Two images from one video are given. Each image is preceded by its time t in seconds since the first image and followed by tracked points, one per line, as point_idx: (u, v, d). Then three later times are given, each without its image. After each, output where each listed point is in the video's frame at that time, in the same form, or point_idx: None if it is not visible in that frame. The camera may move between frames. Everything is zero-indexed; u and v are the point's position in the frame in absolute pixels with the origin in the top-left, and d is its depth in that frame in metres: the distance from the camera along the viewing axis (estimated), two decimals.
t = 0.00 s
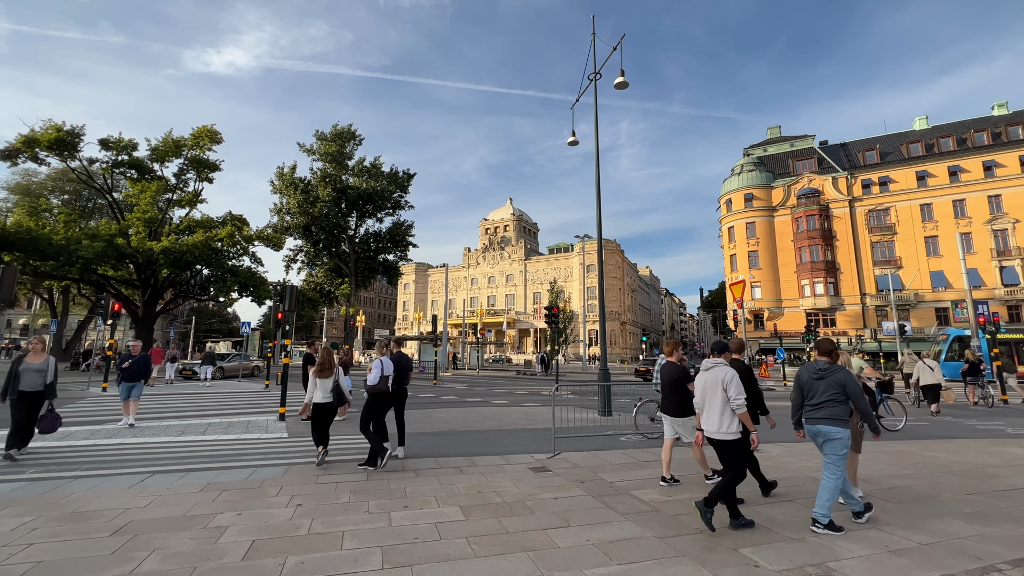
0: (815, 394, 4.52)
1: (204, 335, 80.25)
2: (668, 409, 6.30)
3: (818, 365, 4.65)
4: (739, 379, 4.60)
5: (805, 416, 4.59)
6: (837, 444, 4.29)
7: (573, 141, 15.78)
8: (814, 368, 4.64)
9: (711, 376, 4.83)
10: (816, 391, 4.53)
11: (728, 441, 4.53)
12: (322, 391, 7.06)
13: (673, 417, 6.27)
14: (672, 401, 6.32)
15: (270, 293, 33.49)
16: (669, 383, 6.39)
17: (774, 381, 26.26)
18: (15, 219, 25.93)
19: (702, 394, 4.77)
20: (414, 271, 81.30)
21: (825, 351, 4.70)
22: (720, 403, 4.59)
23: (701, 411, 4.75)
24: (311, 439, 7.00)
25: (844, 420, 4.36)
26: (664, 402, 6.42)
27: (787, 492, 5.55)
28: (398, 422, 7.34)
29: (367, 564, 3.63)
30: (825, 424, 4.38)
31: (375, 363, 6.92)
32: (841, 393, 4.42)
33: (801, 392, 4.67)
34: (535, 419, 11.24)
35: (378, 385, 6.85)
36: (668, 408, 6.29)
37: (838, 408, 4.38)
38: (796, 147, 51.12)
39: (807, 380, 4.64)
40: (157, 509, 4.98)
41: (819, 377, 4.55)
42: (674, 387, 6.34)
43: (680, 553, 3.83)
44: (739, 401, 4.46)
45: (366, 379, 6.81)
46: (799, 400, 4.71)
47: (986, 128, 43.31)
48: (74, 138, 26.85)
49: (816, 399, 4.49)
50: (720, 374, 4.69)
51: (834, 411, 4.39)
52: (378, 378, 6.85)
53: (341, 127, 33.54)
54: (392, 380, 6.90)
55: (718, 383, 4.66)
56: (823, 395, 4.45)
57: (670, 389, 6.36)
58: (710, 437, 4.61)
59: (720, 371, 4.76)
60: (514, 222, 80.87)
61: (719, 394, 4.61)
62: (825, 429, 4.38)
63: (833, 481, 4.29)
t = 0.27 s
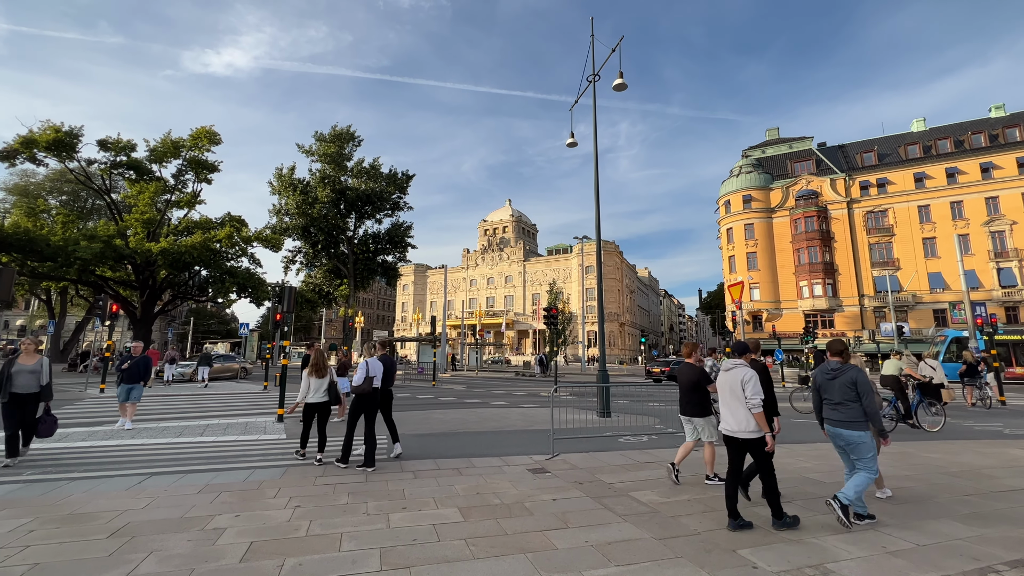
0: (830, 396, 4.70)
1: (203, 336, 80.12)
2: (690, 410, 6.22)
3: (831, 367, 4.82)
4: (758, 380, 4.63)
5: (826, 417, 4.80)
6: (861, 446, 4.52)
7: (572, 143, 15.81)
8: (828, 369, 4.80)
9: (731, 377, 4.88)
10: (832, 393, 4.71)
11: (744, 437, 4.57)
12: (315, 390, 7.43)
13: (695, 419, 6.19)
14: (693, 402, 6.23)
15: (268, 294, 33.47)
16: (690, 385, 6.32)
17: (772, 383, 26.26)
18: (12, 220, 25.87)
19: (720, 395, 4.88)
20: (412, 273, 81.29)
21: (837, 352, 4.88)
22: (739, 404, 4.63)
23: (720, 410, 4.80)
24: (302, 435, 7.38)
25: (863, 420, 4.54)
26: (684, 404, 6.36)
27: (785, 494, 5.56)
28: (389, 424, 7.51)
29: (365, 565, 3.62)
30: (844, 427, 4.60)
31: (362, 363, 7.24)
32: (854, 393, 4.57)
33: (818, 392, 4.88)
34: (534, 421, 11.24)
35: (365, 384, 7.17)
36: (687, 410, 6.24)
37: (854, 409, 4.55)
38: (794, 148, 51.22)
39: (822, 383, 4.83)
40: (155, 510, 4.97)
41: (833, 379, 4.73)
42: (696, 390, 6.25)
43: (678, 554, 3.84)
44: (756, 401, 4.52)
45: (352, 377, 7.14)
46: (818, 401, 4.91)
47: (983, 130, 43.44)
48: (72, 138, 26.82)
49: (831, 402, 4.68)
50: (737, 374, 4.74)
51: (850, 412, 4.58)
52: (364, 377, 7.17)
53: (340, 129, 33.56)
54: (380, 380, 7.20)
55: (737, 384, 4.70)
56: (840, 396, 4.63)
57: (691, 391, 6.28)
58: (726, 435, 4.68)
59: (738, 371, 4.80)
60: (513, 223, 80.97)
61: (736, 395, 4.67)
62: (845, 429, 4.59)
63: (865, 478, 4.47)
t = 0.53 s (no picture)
0: (846, 396, 4.72)
1: (201, 337, 80.01)
2: (704, 409, 6.26)
3: (846, 366, 4.86)
4: (786, 384, 4.69)
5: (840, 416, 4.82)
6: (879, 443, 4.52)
7: (571, 144, 15.84)
8: (843, 368, 4.85)
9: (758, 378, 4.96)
10: (847, 391, 4.74)
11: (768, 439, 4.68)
12: (304, 390, 7.55)
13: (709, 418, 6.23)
14: (707, 401, 6.29)
15: (267, 295, 33.46)
16: (704, 385, 6.40)
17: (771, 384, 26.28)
18: (10, 221, 25.80)
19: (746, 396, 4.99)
20: (411, 274, 81.31)
21: (853, 352, 4.86)
22: (764, 408, 4.73)
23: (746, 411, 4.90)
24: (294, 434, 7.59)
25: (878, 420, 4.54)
26: (698, 404, 6.41)
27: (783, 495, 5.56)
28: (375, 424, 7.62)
29: (363, 567, 3.62)
30: (860, 425, 4.60)
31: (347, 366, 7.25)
32: (869, 393, 4.58)
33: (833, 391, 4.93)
34: (533, 422, 11.25)
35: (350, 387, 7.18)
36: (701, 408, 6.30)
37: (868, 408, 4.56)
38: (792, 150, 51.35)
39: (838, 382, 4.85)
40: (153, 512, 4.96)
41: (848, 379, 4.76)
42: (711, 389, 6.33)
43: (677, 555, 3.84)
44: (783, 404, 4.59)
45: (337, 380, 7.17)
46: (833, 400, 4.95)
47: (981, 132, 43.58)
48: (71, 139, 26.78)
49: (847, 400, 4.70)
50: (767, 378, 4.83)
51: (867, 411, 4.58)
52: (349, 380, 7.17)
53: (338, 130, 33.60)
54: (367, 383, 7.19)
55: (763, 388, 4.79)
56: (853, 394, 4.67)
57: (705, 390, 6.34)
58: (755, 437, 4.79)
59: (769, 375, 4.87)
60: (512, 224, 81.07)
61: (763, 398, 4.75)
62: (859, 427, 4.61)
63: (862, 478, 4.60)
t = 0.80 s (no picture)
0: (868, 397, 4.78)
1: (200, 338, 79.90)
2: (718, 412, 6.30)
3: (871, 368, 4.89)
4: (811, 385, 4.99)
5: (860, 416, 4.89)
6: (898, 445, 4.57)
7: (569, 146, 15.88)
8: (868, 371, 4.88)
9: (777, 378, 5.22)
10: (870, 393, 4.78)
11: (792, 436, 4.88)
12: (292, 389, 7.75)
13: (721, 420, 6.24)
14: (721, 403, 6.34)
15: (265, 296, 33.44)
16: (718, 387, 6.47)
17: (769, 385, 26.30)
18: (8, 222, 25.71)
19: (770, 395, 5.15)
20: (410, 275, 81.31)
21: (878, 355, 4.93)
22: (793, 406, 4.93)
23: (770, 410, 5.09)
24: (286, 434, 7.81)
25: (901, 422, 4.59)
26: (712, 407, 6.46)
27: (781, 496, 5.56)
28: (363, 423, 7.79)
29: (361, 568, 3.61)
30: (884, 427, 4.64)
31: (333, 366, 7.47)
32: (893, 396, 4.62)
33: (856, 392, 4.97)
34: (532, 423, 11.25)
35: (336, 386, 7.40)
36: (716, 411, 6.33)
37: (891, 411, 4.61)
38: (790, 152, 51.47)
39: (861, 383, 4.91)
40: (150, 514, 4.94)
41: (872, 380, 4.82)
42: (726, 392, 6.37)
43: (675, 556, 3.83)
44: (814, 403, 4.84)
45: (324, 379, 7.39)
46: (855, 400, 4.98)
47: (978, 134, 43.72)
48: (69, 140, 26.74)
49: (869, 402, 4.75)
50: (791, 377, 5.10)
51: (889, 413, 4.63)
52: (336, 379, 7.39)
53: (337, 131, 33.61)
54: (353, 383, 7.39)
55: (789, 387, 5.05)
56: (877, 397, 4.70)
57: (722, 393, 6.37)
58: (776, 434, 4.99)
59: (790, 374, 5.15)
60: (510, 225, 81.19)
61: (792, 396, 4.97)
62: (880, 428, 4.66)
63: (872, 474, 4.61)
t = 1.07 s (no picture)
0: (887, 396, 4.82)
1: (198, 339, 79.82)
2: (729, 410, 6.56)
3: (888, 368, 4.97)
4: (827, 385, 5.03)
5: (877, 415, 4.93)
6: (915, 443, 4.61)
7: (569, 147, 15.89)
8: (886, 370, 4.95)
9: (793, 379, 5.24)
10: (888, 393, 4.84)
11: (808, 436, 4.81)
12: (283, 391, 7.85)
13: (733, 417, 6.54)
14: (732, 401, 6.56)
15: (264, 297, 33.38)
16: (728, 384, 6.63)
17: (768, 387, 26.34)
18: (5, 222, 25.63)
19: (787, 395, 5.16)
20: (409, 276, 81.25)
21: (895, 355, 5.01)
22: (812, 405, 4.94)
23: (787, 409, 5.06)
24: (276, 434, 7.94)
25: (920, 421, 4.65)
26: (723, 403, 6.68)
27: (780, 497, 5.56)
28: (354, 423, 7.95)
29: (359, 569, 3.61)
30: (903, 425, 4.68)
31: (325, 368, 7.66)
32: (913, 395, 4.71)
33: (872, 392, 5.03)
34: (531, 424, 11.26)
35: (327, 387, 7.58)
36: (726, 409, 6.59)
37: (911, 409, 4.67)
38: (789, 153, 51.59)
39: (878, 382, 4.96)
40: (148, 515, 4.93)
41: (890, 379, 4.88)
42: (736, 388, 6.56)
43: (674, 557, 3.84)
44: (830, 403, 4.90)
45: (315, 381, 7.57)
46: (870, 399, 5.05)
47: (976, 135, 43.85)
48: (67, 140, 26.70)
49: (887, 401, 4.80)
50: (807, 378, 5.12)
51: (909, 412, 4.69)
52: (327, 380, 7.58)
53: (336, 131, 33.60)
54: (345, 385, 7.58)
55: (806, 387, 5.09)
56: (897, 396, 4.76)
57: (731, 389, 6.57)
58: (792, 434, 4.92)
59: (806, 376, 5.18)
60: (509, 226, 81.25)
61: (810, 396, 4.99)
62: (899, 427, 4.70)
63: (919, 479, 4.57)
